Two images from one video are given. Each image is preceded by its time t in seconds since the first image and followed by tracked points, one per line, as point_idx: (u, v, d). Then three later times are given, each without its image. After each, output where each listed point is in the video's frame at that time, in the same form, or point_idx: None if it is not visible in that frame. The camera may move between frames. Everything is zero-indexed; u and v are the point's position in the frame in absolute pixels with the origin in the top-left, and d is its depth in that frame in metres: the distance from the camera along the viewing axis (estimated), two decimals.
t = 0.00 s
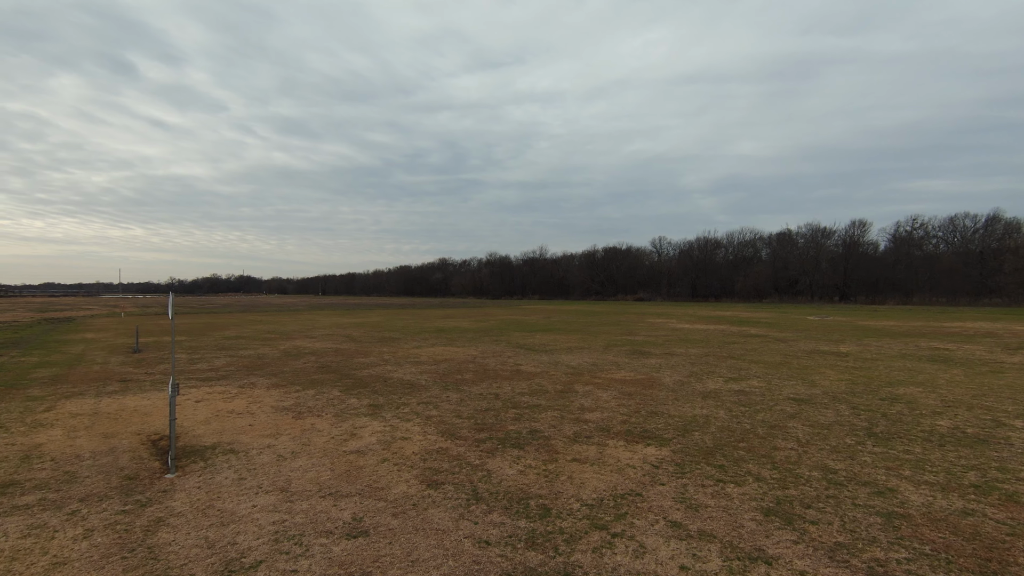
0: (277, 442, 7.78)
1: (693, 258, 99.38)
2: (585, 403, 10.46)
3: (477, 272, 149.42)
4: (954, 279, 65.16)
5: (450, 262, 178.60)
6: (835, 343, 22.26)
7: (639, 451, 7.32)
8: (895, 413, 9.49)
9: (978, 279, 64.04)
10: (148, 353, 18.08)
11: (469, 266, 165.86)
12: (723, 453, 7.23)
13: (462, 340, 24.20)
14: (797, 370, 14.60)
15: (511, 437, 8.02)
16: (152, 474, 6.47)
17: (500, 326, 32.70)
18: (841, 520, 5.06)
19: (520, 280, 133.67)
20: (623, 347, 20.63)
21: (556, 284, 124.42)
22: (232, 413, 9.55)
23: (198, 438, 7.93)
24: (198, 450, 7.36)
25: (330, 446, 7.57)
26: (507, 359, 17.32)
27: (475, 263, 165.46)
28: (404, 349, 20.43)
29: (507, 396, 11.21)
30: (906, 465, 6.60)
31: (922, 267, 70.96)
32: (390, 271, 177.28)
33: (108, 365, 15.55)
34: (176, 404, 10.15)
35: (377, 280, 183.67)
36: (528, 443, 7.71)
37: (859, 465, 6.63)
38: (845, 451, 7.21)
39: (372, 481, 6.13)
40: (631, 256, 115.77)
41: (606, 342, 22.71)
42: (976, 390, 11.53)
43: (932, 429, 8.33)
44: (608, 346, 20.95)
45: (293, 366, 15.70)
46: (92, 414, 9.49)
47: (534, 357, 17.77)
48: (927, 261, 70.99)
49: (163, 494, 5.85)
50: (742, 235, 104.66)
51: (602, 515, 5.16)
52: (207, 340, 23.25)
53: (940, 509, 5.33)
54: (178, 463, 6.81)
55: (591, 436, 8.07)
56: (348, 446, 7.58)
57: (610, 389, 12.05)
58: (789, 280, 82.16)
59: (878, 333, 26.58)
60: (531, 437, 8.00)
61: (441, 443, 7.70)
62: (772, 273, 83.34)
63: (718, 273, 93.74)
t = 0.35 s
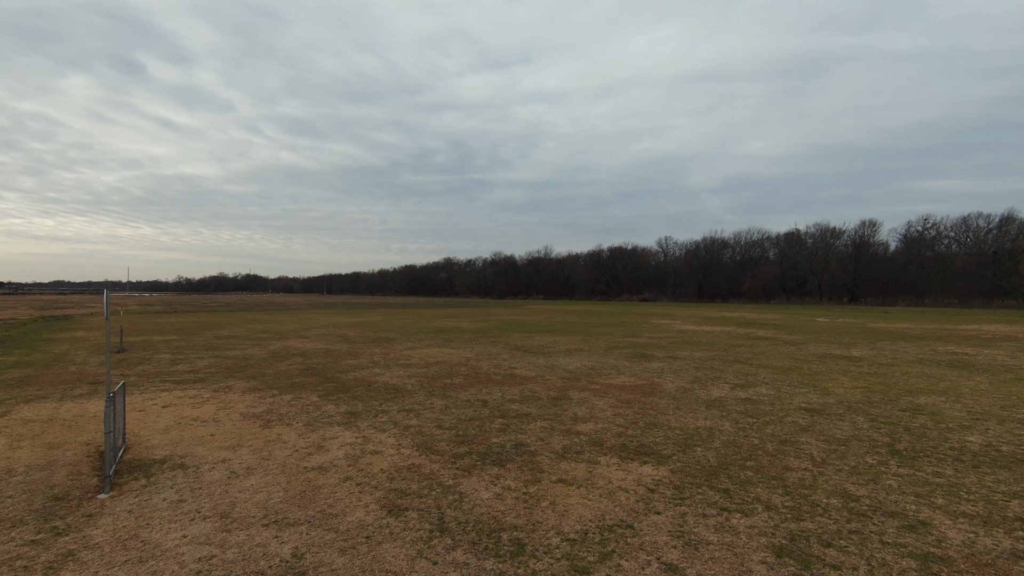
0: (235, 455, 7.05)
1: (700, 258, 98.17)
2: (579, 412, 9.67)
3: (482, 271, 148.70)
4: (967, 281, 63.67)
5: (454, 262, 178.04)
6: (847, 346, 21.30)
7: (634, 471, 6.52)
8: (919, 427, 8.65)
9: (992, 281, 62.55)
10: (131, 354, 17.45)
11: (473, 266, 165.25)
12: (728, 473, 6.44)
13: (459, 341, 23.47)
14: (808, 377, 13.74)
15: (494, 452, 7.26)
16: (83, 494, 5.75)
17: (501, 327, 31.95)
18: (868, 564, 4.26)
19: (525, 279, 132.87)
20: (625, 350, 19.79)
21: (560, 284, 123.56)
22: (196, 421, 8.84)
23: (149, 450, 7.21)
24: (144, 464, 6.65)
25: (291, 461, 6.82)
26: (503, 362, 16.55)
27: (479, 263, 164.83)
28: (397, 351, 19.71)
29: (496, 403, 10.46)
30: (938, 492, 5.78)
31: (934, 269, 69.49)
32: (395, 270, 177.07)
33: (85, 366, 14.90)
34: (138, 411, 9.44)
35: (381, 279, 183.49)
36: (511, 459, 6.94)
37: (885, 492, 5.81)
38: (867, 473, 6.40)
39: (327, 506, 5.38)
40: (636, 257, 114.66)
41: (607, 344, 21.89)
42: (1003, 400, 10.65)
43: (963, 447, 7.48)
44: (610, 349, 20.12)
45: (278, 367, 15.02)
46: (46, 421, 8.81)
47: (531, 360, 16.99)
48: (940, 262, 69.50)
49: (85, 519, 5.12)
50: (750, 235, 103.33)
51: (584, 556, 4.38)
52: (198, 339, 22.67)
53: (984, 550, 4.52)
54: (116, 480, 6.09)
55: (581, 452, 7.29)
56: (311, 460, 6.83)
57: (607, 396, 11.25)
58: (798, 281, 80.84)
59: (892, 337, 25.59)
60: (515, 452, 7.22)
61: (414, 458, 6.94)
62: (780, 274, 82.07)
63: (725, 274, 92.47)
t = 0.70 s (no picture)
0: (176, 468, 6.32)
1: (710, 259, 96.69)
2: (569, 423, 8.85)
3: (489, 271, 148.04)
4: (986, 285, 61.81)
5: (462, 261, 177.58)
6: (863, 353, 20.23)
7: (621, 498, 5.68)
8: (946, 447, 7.74)
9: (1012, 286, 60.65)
10: (114, 350, 16.88)
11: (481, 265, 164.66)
12: (729, 503, 5.59)
13: (456, 342, 22.71)
14: (821, 387, 12.78)
15: (465, 470, 6.47)
16: None
17: (502, 327, 31.15)
18: None
19: (532, 279, 131.97)
20: (626, 353, 18.92)
21: (568, 284, 122.54)
22: (151, 426, 8.14)
23: (85, 461, 6.51)
24: (71, 479, 5.94)
25: (236, 476, 6.07)
26: (497, 364, 15.78)
27: (487, 262, 164.21)
28: (389, 351, 19.00)
29: (480, 411, 9.67)
30: (978, 533, 4.90)
31: (951, 272, 67.62)
32: (402, 268, 177.04)
33: (61, 363, 14.32)
34: (93, 414, 8.77)
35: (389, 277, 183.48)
36: (483, 480, 6.14)
37: (914, 532, 4.92)
38: (891, 506, 5.53)
39: (256, 537, 4.61)
40: (645, 257, 113.32)
41: (609, 347, 21.03)
42: None
43: (999, 473, 6.58)
44: (611, 351, 19.29)
45: (259, 367, 14.33)
46: None
47: (527, 363, 16.18)
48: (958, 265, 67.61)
49: None
50: (761, 237, 101.61)
51: None
52: (188, 336, 22.09)
53: None
54: (31, 498, 5.38)
55: (564, 472, 6.47)
56: (259, 477, 6.08)
57: (602, 405, 10.41)
58: (810, 284, 79.18)
59: (910, 343, 24.44)
60: (487, 472, 6.42)
61: (374, 477, 6.16)
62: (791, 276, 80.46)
63: (735, 276, 90.94)
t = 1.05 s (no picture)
0: (114, 488, 5.64)
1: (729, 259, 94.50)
2: (563, 437, 7.99)
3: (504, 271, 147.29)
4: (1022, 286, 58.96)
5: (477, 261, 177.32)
6: (891, 358, 18.94)
7: (610, 535, 4.83)
8: (997, 472, 6.70)
9: None
10: (107, 350, 16.48)
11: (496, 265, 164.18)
12: (737, 542, 4.70)
13: (461, 343, 21.96)
14: (847, 397, 11.67)
15: (435, 495, 5.68)
16: None
17: (511, 328, 30.35)
18: None
19: (547, 279, 130.92)
20: (637, 356, 17.94)
21: (583, 284, 121.19)
22: (108, 436, 7.52)
23: (18, 478, 5.87)
24: None
25: (175, 500, 5.36)
26: (497, 368, 14.97)
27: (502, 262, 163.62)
28: (389, 353, 18.34)
29: (468, 421, 8.87)
30: None
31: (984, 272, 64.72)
32: (418, 268, 177.52)
33: (49, 364, 13.92)
34: (53, 421, 8.19)
35: (405, 277, 184.10)
36: (453, 508, 5.34)
37: None
38: (937, 552, 4.57)
39: None
40: (662, 257, 111.41)
41: (619, 350, 20.06)
42: None
43: None
44: (621, 355, 18.33)
45: (249, 370, 13.75)
46: None
47: (530, 366, 15.36)
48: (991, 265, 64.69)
49: None
50: (782, 236, 98.97)
51: None
52: (189, 336, 21.74)
53: None
54: None
55: (548, 499, 5.63)
56: (200, 500, 5.36)
57: (603, 415, 9.52)
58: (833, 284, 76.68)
59: (942, 347, 22.95)
60: (460, 497, 5.61)
61: (330, 502, 5.40)
62: (814, 276, 78.02)
63: (755, 276, 88.63)
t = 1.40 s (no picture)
0: (35, 512, 4.99)
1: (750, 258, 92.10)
2: (555, 454, 7.14)
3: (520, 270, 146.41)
4: None
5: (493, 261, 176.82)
6: (926, 363, 17.52)
7: None
8: None
9: None
10: (102, 351, 16.16)
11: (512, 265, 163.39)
12: None
13: (466, 345, 21.21)
14: (880, 409, 10.54)
15: (393, 527, 4.88)
16: None
17: (521, 329, 29.50)
18: None
19: (564, 279, 129.68)
20: (649, 360, 16.88)
21: (600, 284, 119.67)
22: (58, 447, 6.93)
23: None
24: None
25: (94, 529, 4.67)
26: (498, 372, 14.12)
27: (518, 262, 162.75)
28: (390, 355, 17.69)
29: (454, 433, 8.08)
30: None
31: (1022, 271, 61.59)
32: (435, 269, 177.82)
33: (38, 364, 13.57)
34: (9, 429, 7.66)
35: (422, 277, 184.66)
36: (409, 546, 4.54)
37: None
38: None
39: None
40: (681, 257, 109.26)
41: (631, 353, 19.05)
42: None
43: None
44: (633, 359, 17.31)
45: (238, 372, 13.18)
46: None
47: (533, 371, 14.48)
48: None
49: None
50: (806, 235, 96.07)
51: None
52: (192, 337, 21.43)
53: None
54: None
55: (525, 535, 4.79)
56: (122, 529, 4.67)
57: (604, 428, 8.64)
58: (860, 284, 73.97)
59: (982, 351, 21.36)
60: (421, 531, 4.80)
61: (268, 535, 4.64)
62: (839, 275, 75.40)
63: (777, 275, 86.11)
